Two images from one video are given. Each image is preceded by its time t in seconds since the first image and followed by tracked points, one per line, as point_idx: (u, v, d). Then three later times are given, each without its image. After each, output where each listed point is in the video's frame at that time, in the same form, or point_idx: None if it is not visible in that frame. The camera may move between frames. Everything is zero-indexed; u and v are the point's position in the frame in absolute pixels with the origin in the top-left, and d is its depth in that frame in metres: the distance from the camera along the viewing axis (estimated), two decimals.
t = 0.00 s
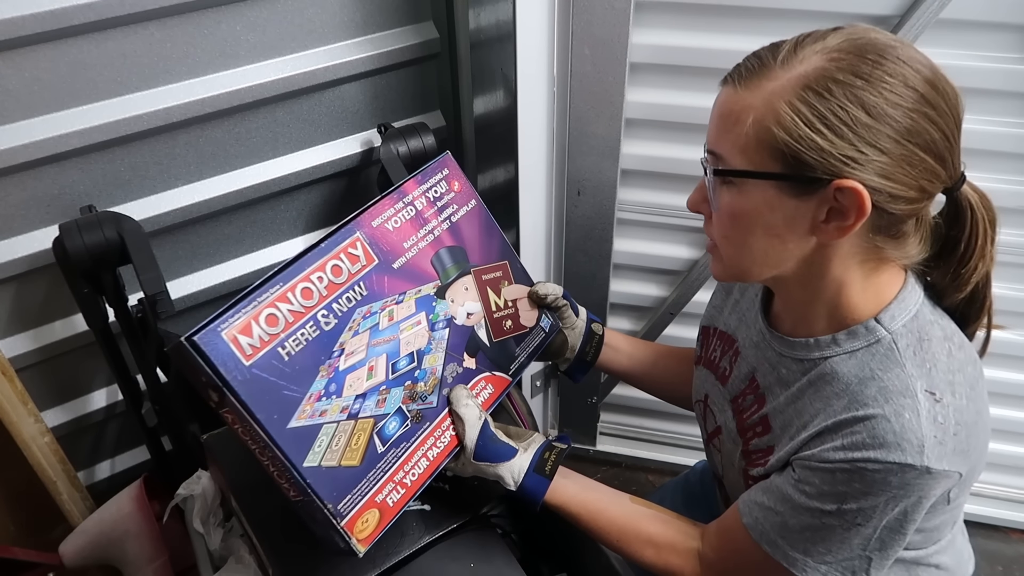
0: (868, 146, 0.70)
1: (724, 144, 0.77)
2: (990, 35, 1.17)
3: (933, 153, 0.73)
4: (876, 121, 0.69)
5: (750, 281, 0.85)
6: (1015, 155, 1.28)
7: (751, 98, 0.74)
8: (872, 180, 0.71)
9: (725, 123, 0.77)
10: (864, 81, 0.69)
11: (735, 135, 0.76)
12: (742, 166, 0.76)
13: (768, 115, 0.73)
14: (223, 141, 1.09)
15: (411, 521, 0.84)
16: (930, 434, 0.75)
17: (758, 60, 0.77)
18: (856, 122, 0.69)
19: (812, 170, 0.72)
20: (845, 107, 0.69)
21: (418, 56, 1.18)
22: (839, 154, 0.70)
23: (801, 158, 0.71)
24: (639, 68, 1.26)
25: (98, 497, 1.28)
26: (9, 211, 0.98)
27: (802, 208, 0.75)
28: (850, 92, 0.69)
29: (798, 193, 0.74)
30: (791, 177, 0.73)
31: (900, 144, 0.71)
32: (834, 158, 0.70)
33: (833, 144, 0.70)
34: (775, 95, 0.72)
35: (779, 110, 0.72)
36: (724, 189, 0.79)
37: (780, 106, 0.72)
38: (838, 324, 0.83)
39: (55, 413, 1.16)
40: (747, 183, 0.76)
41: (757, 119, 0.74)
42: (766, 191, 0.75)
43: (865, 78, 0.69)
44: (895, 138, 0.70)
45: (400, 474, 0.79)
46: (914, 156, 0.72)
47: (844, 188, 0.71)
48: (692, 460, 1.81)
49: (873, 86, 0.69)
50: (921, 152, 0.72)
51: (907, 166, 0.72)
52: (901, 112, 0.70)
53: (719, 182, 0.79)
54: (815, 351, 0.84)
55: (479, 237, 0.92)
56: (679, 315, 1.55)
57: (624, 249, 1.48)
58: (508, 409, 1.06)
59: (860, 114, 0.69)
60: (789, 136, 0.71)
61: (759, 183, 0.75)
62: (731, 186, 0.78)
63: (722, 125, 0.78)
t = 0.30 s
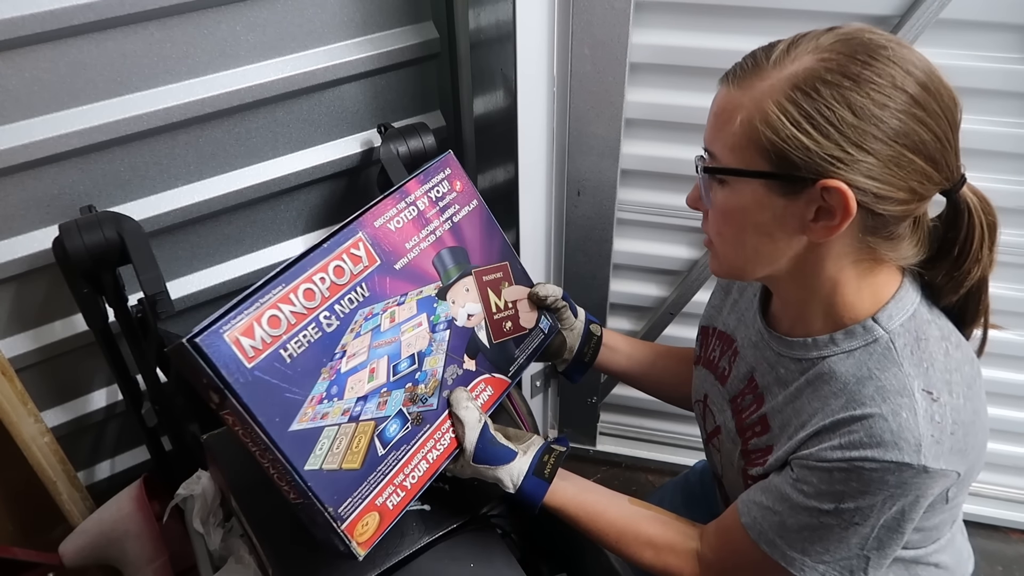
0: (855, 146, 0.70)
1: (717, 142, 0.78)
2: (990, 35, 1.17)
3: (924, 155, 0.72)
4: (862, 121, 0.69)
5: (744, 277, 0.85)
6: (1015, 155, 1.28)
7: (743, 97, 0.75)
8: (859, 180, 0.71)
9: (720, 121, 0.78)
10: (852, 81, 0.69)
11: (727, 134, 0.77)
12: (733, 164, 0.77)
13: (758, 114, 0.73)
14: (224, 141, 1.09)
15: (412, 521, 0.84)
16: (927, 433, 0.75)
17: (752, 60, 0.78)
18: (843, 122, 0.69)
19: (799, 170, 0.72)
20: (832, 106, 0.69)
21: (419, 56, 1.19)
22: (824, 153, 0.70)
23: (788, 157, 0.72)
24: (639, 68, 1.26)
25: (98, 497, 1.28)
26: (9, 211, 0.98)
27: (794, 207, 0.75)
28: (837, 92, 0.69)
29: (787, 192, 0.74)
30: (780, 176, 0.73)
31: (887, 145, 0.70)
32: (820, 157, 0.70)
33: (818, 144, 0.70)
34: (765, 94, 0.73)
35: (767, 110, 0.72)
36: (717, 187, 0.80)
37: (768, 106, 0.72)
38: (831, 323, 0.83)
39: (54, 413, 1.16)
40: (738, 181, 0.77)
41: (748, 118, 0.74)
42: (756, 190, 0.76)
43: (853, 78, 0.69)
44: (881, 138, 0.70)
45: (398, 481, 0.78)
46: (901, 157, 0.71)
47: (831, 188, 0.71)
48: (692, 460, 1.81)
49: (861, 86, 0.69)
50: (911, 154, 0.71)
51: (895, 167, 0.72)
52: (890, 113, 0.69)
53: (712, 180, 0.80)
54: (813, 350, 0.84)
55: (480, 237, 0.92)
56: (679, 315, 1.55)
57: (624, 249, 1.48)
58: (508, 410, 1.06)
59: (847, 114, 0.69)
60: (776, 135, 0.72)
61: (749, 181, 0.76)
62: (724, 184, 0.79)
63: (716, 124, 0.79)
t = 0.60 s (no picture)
0: (886, 147, 0.70)
1: (739, 138, 0.77)
2: (990, 35, 1.17)
3: (949, 154, 0.73)
4: (893, 121, 0.69)
5: (762, 273, 0.84)
6: (1014, 156, 1.28)
7: (768, 93, 0.74)
8: (887, 181, 0.71)
9: (742, 118, 0.76)
10: (883, 80, 0.69)
11: (750, 129, 0.76)
12: (758, 161, 0.76)
13: (786, 112, 0.72)
14: (224, 141, 1.09)
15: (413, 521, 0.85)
16: (937, 430, 0.75)
17: (774, 53, 0.76)
18: (873, 122, 0.69)
19: (826, 168, 0.71)
20: (864, 106, 0.69)
21: (420, 56, 1.19)
22: (855, 153, 0.70)
23: (818, 157, 0.71)
24: (639, 68, 1.26)
25: (98, 496, 1.28)
26: (9, 211, 0.98)
27: (821, 204, 0.74)
28: (868, 91, 0.68)
29: (813, 191, 0.73)
30: (808, 175, 0.73)
31: (917, 145, 0.70)
32: (850, 157, 0.70)
33: (848, 143, 0.70)
34: (794, 91, 0.72)
35: (797, 106, 0.71)
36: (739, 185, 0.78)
37: (797, 103, 0.71)
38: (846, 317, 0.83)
39: (54, 413, 1.16)
40: (763, 179, 0.76)
41: (774, 115, 0.73)
42: (783, 188, 0.75)
43: (884, 77, 0.69)
44: (912, 139, 0.70)
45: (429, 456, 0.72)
46: (930, 157, 0.71)
47: (859, 189, 0.70)
48: (692, 460, 1.81)
49: (892, 86, 0.69)
50: (939, 153, 0.72)
51: (924, 167, 0.72)
52: (921, 113, 0.69)
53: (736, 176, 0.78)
54: (824, 345, 0.84)
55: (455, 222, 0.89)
56: (679, 315, 1.56)
57: (624, 249, 1.48)
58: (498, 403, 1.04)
59: (877, 114, 0.69)
60: (805, 133, 0.71)
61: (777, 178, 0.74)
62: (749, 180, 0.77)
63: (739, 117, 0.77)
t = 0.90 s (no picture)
0: (966, 158, 0.70)
1: (814, 135, 0.73)
2: (990, 35, 1.17)
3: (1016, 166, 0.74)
4: (978, 132, 0.69)
5: (798, 276, 0.83)
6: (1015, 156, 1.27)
7: (849, 91, 0.71)
8: (964, 192, 0.72)
9: (813, 114, 0.73)
10: (971, 89, 0.69)
11: (825, 126, 0.72)
12: (832, 162, 0.73)
13: (871, 112, 0.70)
14: (223, 141, 1.09)
15: (413, 523, 0.85)
16: (960, 434, 0.75)
17: (847, 50, 0.74)
18: (958, 132, 0.69)
19: (906, 176, 0.71)
20: (954, 115, 0.69)
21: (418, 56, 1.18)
22: (937, 162, 0.70)
23: (897, 162, 0.70)
24: (638, 68, 1.26)
25: (98, 496, 1.29)
26: (9, 211, 0.99)
27: (882, 211, 0.73)
28: (956, 101, 0.69)
29: (884, 195, 0.72)
30: (884, 180, 0.71)
31: (994, 159, 0.71)
32: (930, 166, 0.70)
33: (933, 152, 0.69)
34: (880, 92, 0.70)
35: (886, 108, 0.69)
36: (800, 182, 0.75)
37: (887, 105, 0.69)
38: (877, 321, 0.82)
39: (55, 413, 1.16)
40: (828, 181, 0.73)
41: (859, 115, 0.71)
42: (849, 191, 0.73)
43: (973, 86, 0.69)
44: (990, 152, 0.71)
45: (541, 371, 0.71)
46: (1003, 170, 0.73)
47: (937, 199, 0.70)
48: (692, 461, 1.80)
49: (979, 96, 0.69)
50: (1011, 167, 0.73)
51: (995, 180, 0.73)
52: (1006, 126, 0.70)
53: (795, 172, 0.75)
54: (843, 347, 0.84)
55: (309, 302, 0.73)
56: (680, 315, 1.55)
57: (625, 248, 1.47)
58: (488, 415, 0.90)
59: (964, 125, 0.69)
60: (890, 137, 0.70)
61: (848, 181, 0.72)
62: (813, 179, 0.74)
63: (804, 112, 0.74)
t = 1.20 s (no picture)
0: (948, 151, 0.70)
1: (797, 134, 0.76)
2: (990, 35, 1.16)
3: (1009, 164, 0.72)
4: (959, 126, 0.69)
5: (796, 275, 0.84)
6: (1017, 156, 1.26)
7: (833, 89, 0.73)
8: (948, 186, 0.71)
9: (800, 112, 0.76)
10: (952, 84, 0.69)
11: (809, 125, 0.75)
12: (814, 159, 0.75)
13: (849, 109, 0.72)
14: (223, 141, 1.09)
15: (413, 525, 0.85)
16: (976, 439, 0.75)
17: (836, 53, 0.76)
18: (939, 125, 0.69)
19: (886, 170, 0.71)
20: (932, 108, 0.69)
21: (418, 56, 1.19)
22: (916, 156, 0.70)
23: (876, 156, 0.71)
24: (638, 68, 1.26)
25: (98, 497, 1.28)
26: (8, 211, 0.98)
27: (871, 210, 0.74)
28: (936, 95, 0.69)
29: (868, 191, 0.73)
30: (865, 175, 0.72)
31: (978, 153, 0.70)
32: (910, 159, 0.70)
33: (912, 145, 0.69)
34: (860, 88, 0.71)
35: (864, 103, 0.71)
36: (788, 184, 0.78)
37: (865, 100, 0.71)
38: (877, 323, 0.83)
39: (55, 413, 1.16)
40: (814, 180, 0.75)
41: (837, 112, 0.72)
42: (833, 184, 0.74)
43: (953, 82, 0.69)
44: (974, 146, 0.70)
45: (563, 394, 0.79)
46: (990, 166, 0.71)
47: (916, 192, 0.70)
48: (692, 461, 1.80)
49: (960, 91, 0.69)
50: (1000, 163, 0.72)
51: (982, 176, 0.72)
52: (988, 121, 0.69)
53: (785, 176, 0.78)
54: (854, 352, 0.84)
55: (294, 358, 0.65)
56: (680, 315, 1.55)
57: (625, 249, 1.47)
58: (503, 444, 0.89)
59: (943, 118, 0.69)
60: (868, 132, 0.71)
61: (832, 180, 0.74)
62: (800, 179, 0.76)
63: (788, 116, 0.77)
